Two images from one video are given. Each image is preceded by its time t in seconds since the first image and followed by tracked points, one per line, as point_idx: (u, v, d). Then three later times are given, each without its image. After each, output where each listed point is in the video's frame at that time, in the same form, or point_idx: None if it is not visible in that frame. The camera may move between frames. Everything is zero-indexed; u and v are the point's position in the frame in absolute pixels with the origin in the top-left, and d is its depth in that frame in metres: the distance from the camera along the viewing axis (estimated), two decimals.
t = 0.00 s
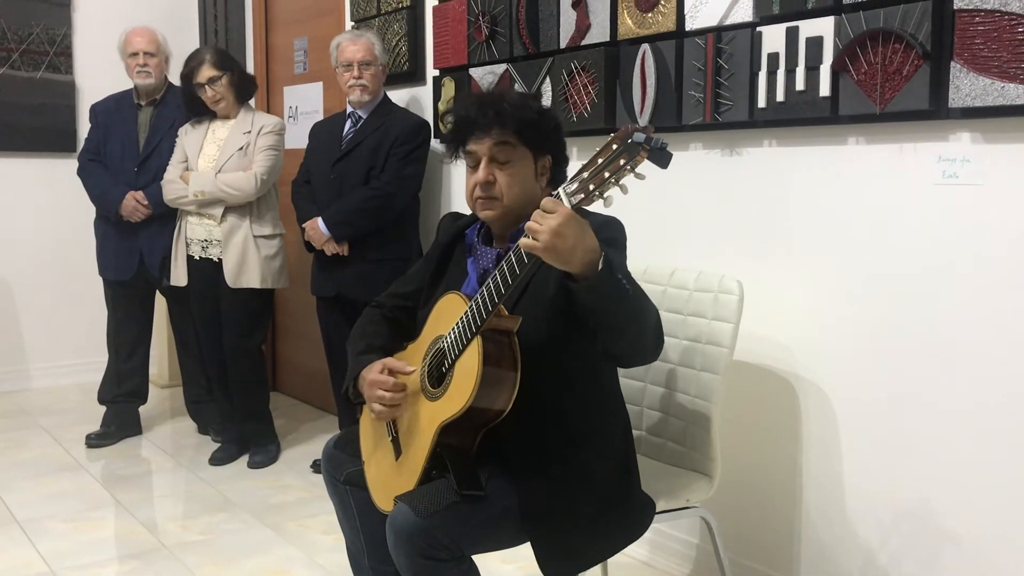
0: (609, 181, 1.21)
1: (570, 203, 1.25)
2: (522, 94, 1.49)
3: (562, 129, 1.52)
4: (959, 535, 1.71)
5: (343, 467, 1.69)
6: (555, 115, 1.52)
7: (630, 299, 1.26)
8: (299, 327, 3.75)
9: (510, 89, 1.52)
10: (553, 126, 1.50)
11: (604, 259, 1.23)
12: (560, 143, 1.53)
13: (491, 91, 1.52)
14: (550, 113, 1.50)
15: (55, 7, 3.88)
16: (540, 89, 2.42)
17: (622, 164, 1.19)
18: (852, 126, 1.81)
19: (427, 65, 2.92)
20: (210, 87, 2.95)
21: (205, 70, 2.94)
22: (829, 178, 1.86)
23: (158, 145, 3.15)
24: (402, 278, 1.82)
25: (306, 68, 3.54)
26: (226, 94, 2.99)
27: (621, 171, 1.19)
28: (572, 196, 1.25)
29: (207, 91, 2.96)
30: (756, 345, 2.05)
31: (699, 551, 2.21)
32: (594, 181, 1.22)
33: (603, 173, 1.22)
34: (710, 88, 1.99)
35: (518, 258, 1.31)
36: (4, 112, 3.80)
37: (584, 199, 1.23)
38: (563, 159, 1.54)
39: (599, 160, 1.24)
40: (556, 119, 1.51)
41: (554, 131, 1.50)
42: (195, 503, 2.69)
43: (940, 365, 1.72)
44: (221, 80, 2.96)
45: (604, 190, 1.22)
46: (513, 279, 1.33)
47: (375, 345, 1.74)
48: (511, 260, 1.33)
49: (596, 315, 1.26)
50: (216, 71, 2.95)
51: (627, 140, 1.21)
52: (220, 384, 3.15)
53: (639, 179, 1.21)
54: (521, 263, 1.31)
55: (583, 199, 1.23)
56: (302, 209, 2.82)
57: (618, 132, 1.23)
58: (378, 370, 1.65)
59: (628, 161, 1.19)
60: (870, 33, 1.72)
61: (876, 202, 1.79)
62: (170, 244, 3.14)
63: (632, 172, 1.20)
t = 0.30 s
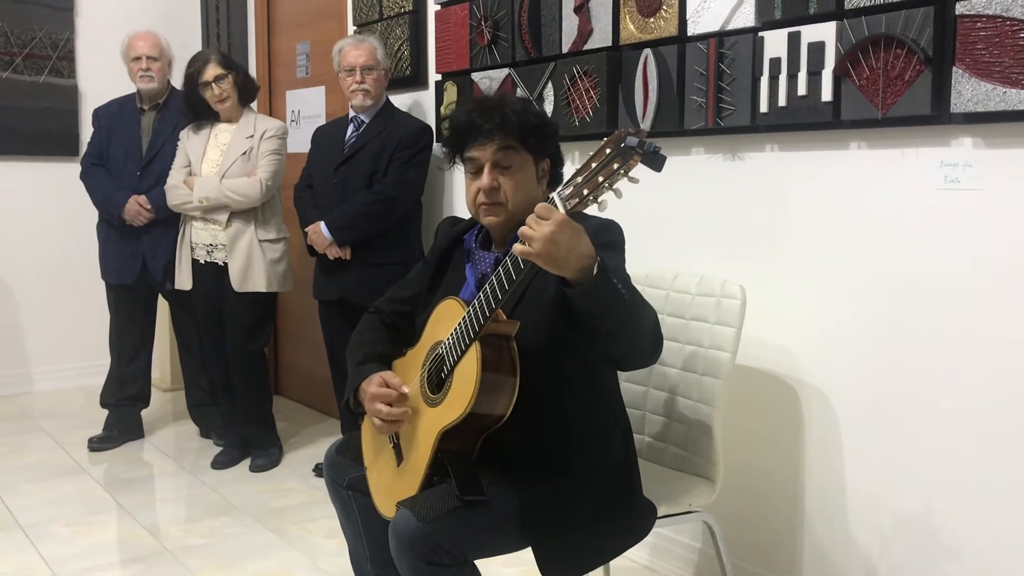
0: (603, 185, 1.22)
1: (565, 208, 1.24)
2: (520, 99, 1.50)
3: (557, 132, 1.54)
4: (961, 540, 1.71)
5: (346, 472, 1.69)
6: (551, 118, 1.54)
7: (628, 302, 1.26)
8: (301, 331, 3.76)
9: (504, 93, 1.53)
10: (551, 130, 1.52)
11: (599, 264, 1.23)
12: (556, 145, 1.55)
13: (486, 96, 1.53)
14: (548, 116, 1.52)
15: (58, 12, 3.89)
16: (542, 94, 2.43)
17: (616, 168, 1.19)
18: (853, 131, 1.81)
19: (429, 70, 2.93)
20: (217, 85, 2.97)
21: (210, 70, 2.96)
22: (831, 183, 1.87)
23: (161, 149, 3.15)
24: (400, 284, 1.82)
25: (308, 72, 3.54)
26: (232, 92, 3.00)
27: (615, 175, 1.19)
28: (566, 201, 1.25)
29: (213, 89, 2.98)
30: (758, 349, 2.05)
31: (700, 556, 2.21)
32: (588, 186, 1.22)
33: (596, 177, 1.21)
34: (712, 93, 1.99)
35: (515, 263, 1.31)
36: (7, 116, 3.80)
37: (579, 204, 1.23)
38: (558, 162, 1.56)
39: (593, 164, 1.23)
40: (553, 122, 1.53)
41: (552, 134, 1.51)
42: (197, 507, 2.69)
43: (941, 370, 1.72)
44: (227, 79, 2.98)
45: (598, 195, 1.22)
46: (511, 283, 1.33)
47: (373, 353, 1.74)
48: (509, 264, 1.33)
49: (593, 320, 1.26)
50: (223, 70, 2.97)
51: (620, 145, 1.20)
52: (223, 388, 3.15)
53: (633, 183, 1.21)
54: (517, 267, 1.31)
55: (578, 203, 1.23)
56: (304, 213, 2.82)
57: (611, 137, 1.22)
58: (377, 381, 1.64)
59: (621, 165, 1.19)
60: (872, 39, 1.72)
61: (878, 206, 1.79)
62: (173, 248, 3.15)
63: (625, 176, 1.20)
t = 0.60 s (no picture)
0: (593, 187, 1.22)
1: (553, 211, 1.24)
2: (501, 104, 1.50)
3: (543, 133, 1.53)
4: (963, 543, 1.71)
5: (346, 476, 1.69)
6: (536, 119, 1.54)
7: (622, 305, 1.26)
8: (303, 333, 3.76)
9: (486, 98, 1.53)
10: (535, 132, 1.51)
11: (588, 269, 1.23)
12: (544, 147, 1.54)
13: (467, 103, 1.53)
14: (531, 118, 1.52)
15: (61, 14, 3.90)
16: (544, 97, 2.43)
17: (605, 170, 1.20)
18: (855, 133, 1.81)
19: (431, 72, 2.93)
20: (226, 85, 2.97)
21: (220, 69, 2.97)
22: (833, 185, 1.87)
23: (164, 151, 3.16)
24: (396, 289, 1.83)
25: (310, 75, 3.55)
26: (241, 93, 3.01)
27: (604, 177, 1.20)
28: (555, 203, 1.25)
29: (222, 89, 2.98)
30: (759, 352, 2.05)
31: (702, 559, 2.21)
32: (578, 189, 1.22)
33: (586, 180, 1.22)
34: (714, 95, 2.00)
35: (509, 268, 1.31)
36: (10, 118, 3.81)
37: (568, 205, 1.23)
38: (547, 163, 1.55)
39: (581, 167, 1.23)
40: (537, 124, 1.52)
41: (537, 135, 1.51)
42: (199, 509, 2.69)
43: (943, 373, 1.72)
44: (237, 79, 2.98)
45: (587, 197, 1.23)
46: (505, 287, 1.33)
47: (373, 356, 1.74)
48: (503, 269, 1.33)
49: (586, 325, 1.26)
50: (233, 70, 2.97)
51: (609, 145, 1.21)
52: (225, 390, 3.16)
53: (622, 184, 1.22)
54: (511, 272, 1.31)
55: (567, 205, 1.23)
56: (306, 216, 2.83)
57: (598, 137, 1.22)
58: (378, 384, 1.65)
59: (610, 166, 1.20)
60: (874, 42, 1.72)
61: (879, 210, 1.79)
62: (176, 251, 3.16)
63: (615, 177, 1.21)
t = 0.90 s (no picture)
0: (589, 188, 1.22)
1: (551, 212, 1.25)
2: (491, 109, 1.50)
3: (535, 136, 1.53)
4: (964, 546, 1.71)
5: (347, 478, 1.70)
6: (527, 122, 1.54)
7: (621, 307, 1.26)
8: (305, 334, 3.77)
9: (477, 104, 1.54)
10: (526, 136, 1.51)
11: (586, 271, 1.23)
12: (537, 150, 1.54)
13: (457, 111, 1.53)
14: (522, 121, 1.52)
15: (64, 16, 3.91)
16: (546, 99, 2.44)
17: (600, 172, 1.19)
18: (856, 136, 1.82)
19: (433, 75, 2.94)
20: (236, 82, 2.99)
21: (231, 67, 2.99)
22: (834, 188, 1.87)
23: (166, 152, 3.16)
24: (394, 292, 1.83)
25: (312, 77, 3.55)
26: (249, 91, 3.02)
27: (599, 179, 1.19)
28: (552, 205, 1.26)
29: (231, 86, 2.99)
30: (760, 354, 2.05)
31: (704, 561, 2.21)
32: (574, 190, 1.22)
33: (582, 181, 1.22)
34: (716, 98, 2.00)
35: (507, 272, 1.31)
36: (12, 119, 3.82)
37: (564, 207, 1.24)
38: (541, 165, 1.55)
39: (576, 168, 1.23)
40: (527, 128, 1.52)
41: (527, 139, 1.51)
42: (200, 510, 2.69)
43: (944, 377, 1.72)
44: (247, 77, 3.00)
45: (584, 199, 1.23)
46: (503, 290, 1.33)
47: (367, 365, 1.75)
48: (500, 272, 1.33)
49: (585, 327, 1.26)
50: (242, 69, 2.99)
51: (603, 147, 1.19)
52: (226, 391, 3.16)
53: (618, 185, 1.21)
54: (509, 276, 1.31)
55: (564, 207, 1.24)
56: (308, 218, 2.83)
57: (594, 140, 1.21)
58: (367, 399, 1.65)
59: (605, 168, 1.19)
60: (875, 45, 1.72)
61: (881, 213, 1.80)
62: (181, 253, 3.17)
63: (611, 178, 1.21)
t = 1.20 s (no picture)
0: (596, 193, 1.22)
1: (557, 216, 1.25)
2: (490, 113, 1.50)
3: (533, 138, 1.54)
4: (966, 550, 1.71)
5: (350, 480, 1.70)
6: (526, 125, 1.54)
7: (625, 310, 1.26)
8: (306, 336, 3.77)
9: (475, 109, 1.54)
10: (524, 138, 1.52)
11: (594, 271, 1.23)
12: (536, 152, 1.54)
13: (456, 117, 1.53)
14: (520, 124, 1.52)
15: (65, 18, 3.91)
16: (547, 102, 2.44)
17: (608, 175, 1.20)
18: (857, 140, 1.82)
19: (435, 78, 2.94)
20: (241, 83, 2.99)
21: (236, 69, 2.99)
22: (835, 191, 1.87)
23: (168, 154, 3.17)
24: (397, 295, 1.83)
25: (313, 79, 3.56)
26: (254, 92, 3.02)
27: (607, 182, 1.20)
28: (559, 209, 1.26)
29: (236, 87, 2.99)
30: (761, 357, 2.06)
31: (704, 565, 2.21)
32: (581, 194, 1.22)
33: (589, 186, 1.22)
34: (717, 102, 2.00)
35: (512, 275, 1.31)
36: (13, 121, 3.82)
37: (570, 211, 1.23)
38: (540, 167, 1.56)
39: (585, 172, 1.25)
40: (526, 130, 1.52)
41: (526, 142, 1.51)
42: (200, 512, 2.69)
43: (945, 380, 1.73)
44: (252, 79, 2.99)
45: (591, 203, 1.22)
46: (508, 292, 1.33)
47: (376, 359, 1.74)
48: (505, 274, 1.33)
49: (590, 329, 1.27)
50: (247, 70, 2.99)
51: (611, 151, 1.23)
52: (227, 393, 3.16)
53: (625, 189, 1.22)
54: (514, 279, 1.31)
55: (570, 211, 1.23)
56: (310, 220, 2.84)
57: (600, 144, 1.25)
58: (384, 384, 1.64)
59: (613, 171, 1.20)
60: (876, 49, 1.73)
61: (882, 216, 1.80)
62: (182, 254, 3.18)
63: (618, 183, 1.21)
